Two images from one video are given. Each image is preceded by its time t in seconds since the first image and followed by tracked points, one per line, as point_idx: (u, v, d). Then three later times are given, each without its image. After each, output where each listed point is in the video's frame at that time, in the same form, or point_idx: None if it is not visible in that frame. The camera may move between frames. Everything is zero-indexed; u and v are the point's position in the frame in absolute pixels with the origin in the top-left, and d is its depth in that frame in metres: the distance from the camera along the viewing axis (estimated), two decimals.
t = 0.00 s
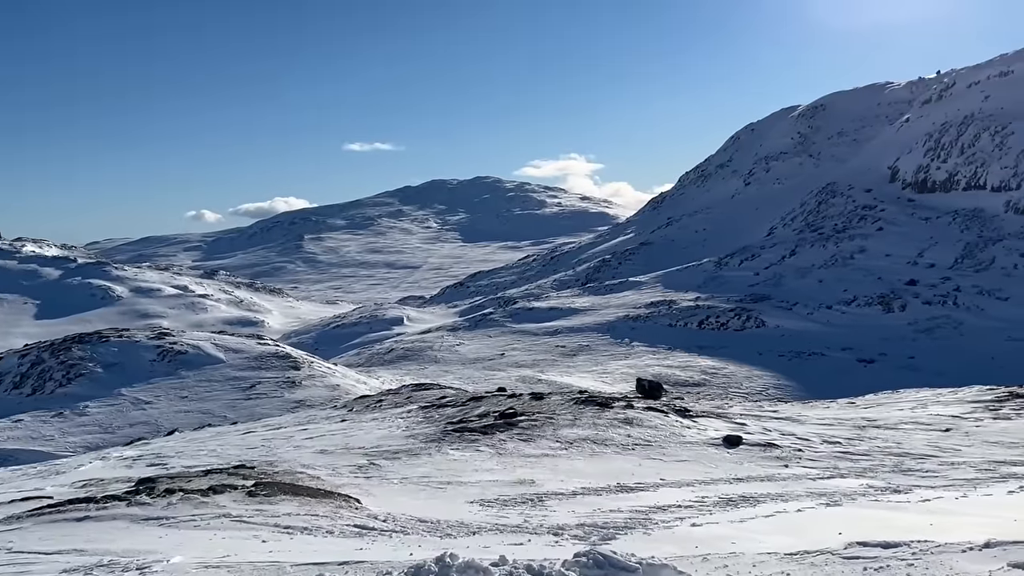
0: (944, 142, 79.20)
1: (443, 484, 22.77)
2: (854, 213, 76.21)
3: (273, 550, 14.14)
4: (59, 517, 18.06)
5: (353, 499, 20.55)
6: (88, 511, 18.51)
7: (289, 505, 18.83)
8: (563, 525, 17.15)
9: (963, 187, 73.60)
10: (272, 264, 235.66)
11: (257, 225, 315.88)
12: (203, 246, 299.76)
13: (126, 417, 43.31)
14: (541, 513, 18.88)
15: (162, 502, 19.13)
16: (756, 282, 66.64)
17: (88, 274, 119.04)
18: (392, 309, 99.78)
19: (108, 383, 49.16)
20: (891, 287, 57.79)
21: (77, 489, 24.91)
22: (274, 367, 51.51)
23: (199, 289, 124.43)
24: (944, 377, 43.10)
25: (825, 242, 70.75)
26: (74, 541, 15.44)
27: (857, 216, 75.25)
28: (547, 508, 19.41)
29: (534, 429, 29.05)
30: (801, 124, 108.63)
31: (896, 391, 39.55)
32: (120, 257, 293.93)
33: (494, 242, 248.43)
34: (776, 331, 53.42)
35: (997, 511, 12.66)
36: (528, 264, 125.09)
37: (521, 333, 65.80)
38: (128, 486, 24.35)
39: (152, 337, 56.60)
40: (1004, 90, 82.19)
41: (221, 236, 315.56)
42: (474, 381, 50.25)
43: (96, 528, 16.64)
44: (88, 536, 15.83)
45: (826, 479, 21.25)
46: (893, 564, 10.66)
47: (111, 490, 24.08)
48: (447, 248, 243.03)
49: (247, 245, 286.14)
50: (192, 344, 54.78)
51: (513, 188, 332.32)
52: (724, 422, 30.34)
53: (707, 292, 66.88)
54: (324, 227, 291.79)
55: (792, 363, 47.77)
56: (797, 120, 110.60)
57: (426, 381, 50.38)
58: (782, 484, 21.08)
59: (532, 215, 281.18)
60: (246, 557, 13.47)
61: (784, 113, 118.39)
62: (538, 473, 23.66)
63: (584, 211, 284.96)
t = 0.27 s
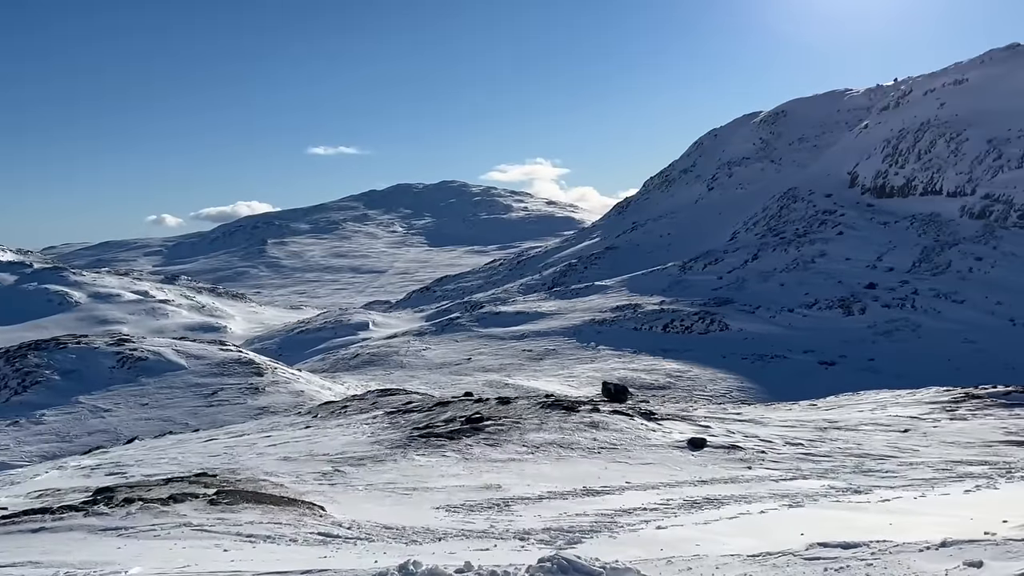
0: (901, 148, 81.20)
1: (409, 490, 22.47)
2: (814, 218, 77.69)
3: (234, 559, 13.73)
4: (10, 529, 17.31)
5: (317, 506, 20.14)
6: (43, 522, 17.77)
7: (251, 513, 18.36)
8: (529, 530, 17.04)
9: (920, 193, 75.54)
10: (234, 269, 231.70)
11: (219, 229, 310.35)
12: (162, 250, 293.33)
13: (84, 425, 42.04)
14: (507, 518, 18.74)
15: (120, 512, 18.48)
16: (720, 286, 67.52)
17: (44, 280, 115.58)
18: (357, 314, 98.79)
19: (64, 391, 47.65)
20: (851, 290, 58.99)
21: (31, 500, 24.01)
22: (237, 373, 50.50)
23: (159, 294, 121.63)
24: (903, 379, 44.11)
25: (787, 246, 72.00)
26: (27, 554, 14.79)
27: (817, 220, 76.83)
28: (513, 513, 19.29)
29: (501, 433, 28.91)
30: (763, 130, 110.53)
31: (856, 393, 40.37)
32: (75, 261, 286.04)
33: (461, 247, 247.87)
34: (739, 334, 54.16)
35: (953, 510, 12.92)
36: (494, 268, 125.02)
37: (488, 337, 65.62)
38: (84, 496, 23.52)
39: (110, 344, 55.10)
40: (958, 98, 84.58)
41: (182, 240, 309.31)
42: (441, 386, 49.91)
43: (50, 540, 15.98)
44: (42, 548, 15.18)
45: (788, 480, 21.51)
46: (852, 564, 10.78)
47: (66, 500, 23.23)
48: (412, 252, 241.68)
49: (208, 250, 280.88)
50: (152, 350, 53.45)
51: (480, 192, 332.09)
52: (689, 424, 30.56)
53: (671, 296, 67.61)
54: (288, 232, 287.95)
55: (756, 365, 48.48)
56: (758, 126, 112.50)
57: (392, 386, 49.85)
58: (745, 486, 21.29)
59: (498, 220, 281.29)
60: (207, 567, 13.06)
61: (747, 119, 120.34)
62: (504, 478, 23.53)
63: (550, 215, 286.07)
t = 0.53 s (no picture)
0: (859, 155, 83.20)
1: (374, 497, 22.15)
2: (776, 223, 79.11)
3: (196, 571, 13.32)
4: None
5: (280, 515, 19.70)
6: None
7: (213, 523, 17.87)
8: (496, 536, 16.92)
9: (877, 199, 77.45)
10: (196, 275, 227.25)
11: (180, 234, 304.20)
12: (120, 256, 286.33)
13: (40, 435, 40.70)
14: (474, 524, 18.58)
15: (77, 523, 17.82)
16: (684, 290, 68.29)
17: None
18: (322, 320, 97.53)
19: (19, 400, 46.07)
20: (812, 294, 60.16)
21: None
22: (199, 380, 49.39)
23: (117, 300, 118.61)
24: (863, 381, 45.09)
25: (750, 251, 73.18)
26: None
27: (778, 226, 78.26)
28: (480, 518, 19.13)
29: (467, 439, 28.71)
30: (725, 137, 112.33)
31: (817, 396, 41.13)
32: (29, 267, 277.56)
33: (427, 252, 246.81)
34: (703, 338, 54.81)
35: (911, 510, 13.18)
36: (460, 273, 124.70)
37: (454, 342, 65.31)
38: (38, 508, 22.68)
39: (66, 351, 53.49)
40: (913, 106, 87.00)
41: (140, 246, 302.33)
42: (407, 392, 49.48)
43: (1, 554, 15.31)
44: None
45: (752, 482, 21.75)
46: (814, 565, 10.91)
47: (19, 512, 22.37)
48: (378, 258, 239.83)
49: (169, 255, 275.10)
50: (111, 357, 52.04)
51: (446, 197, 331.28)
52: (654, 428, 30.73)
53: (636, 300, 68.20)
54: (251, 237, 283.51)
55: (719, 369, 49.07)
56: (721, 132, 114.26)
57: (358, 392, 49.23)
58: (709, 488, 21.46)
59: (464, 225, 280.82)
60: None
61: (709, 126, 122.17)
62: (470, 484, 23.35)
63: (515, 220, 286.60)
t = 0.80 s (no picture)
0: (819, 162, 84.97)
1: (338, 506, 21.77)
2: (739, 228, 80.37)
3: None
4: None
5: (242, 525, 19.22)
6: None
7: (173, 534, 17.33)
8: (462, 543, 16.74)
9: (837, 205, 79.20)
10: (155, 282, 222.19)
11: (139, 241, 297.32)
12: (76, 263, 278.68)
13: None
14: (440, 532, 18.36)
15: (30, 537, 17.12)
16: (649, 295, 68.89)
17: None
18: (286, 327, 96.04)
19: None
20: (775, 299, 61.18)
21: None
22: (159, 389, 48.16)
23: (73, 308, 115.29)
24: (825, 384, 45.95)
25: (713, 256, 74.17)
26: None
27: (741, 231, 79.50)
28: (446, 526, 18.93)
29: (433, 446, 28.44)
30: (688, 143, 113.85)
31: (780, 399, 41.82)
32: None
33: (392, 258, 245.13)
34: (668, 343, 55.33)
35: (871, 511, 13.41)
36: (426, 279, 124.06)
37: (420, 349, 64.81)
38: None
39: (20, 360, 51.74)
40: (871, 114, 89.22)
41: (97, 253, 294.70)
42: (372, 399, 48.91)
43: None
44: None
45: (716, 486, 21.95)
46: (776, 568, 11.00)
47: None
48: (343, 264, 237.43)
49: (127, 262, 268.64)
50: (68, 366, 50.50)
51: (411, 203, 329.69)
52: (620, 433, 30.83)
53: (602, 306, 68.61)
54: (213, 243, 278.37)
55: (684, 373, 49.53)
56: (684, 139, 115.84)
57: (322, 400, 48.45)
58: (675, 492, 21.58)
59: (430, 230, 279.69)
60: None
61: (673, 133, 123.72)
62: (436, 492, 23.12)
63: (482, 226, 286.50)
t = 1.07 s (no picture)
0: (781, 170, 86.65)
1: (304, 516, 21.36)
2: (703, 235, 81.46)
3: None
4: None
5: (205, 537, 18.72)
6: None
7: (134, 547, 16.80)
8: (429, 552, 16.54)
9: (799, 212, 80.78)
10: (115, 290, 216.84)
11: (97, 249, 290.00)
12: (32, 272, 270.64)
13: None
14: (407, 541, 18.13)
15: None
16: (616, 301, 69.36)
17: None
18: (250, 335, 94.41)
19: None
20: (739, 304, 62.08)
21: None
22: (120, 399, 46.89)
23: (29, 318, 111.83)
24: (788, 389, 46.70)
25: (678, 263, 75.04)
26: None
27: (705, 238, 80.59)
28: (413, 535, 18.70)
29: (400, 455, 28.13)
30: (653, 151, 115.21)
31: (744, 403, 42.37)
32: None
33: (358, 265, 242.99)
34: (634, 349, 55.72)
35: (834, 514, 13.61)
36: (393, 286, 123.19)
37: (386, 357, 64.19)
38: None
39: None
40: (831, 122, 91.24)
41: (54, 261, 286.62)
42: (339, 408, 48.25)
43: None
44: None
45: (682, 490, 22.09)
46: (741, 573, 11.07)
47: None
48: (308, 271, 234.56)
49: (85, 271, 261.79)
50: (25, 377, 48.93)
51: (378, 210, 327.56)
52: (587, 439, 30.87)
53: (569, 312, 68.92)
54: (174, 250, 272.86)
55: (651, 379, 49.88)
56: (649, 147, 117.17)
57: (287, 409, 47.63)
58: (642, 497, 21.66)
59: (396, 237, 278.03)
60: None
61: (638, 141, 125.08)
62: (404, 500, 22.85)
63: (449, 233, 285.75)
